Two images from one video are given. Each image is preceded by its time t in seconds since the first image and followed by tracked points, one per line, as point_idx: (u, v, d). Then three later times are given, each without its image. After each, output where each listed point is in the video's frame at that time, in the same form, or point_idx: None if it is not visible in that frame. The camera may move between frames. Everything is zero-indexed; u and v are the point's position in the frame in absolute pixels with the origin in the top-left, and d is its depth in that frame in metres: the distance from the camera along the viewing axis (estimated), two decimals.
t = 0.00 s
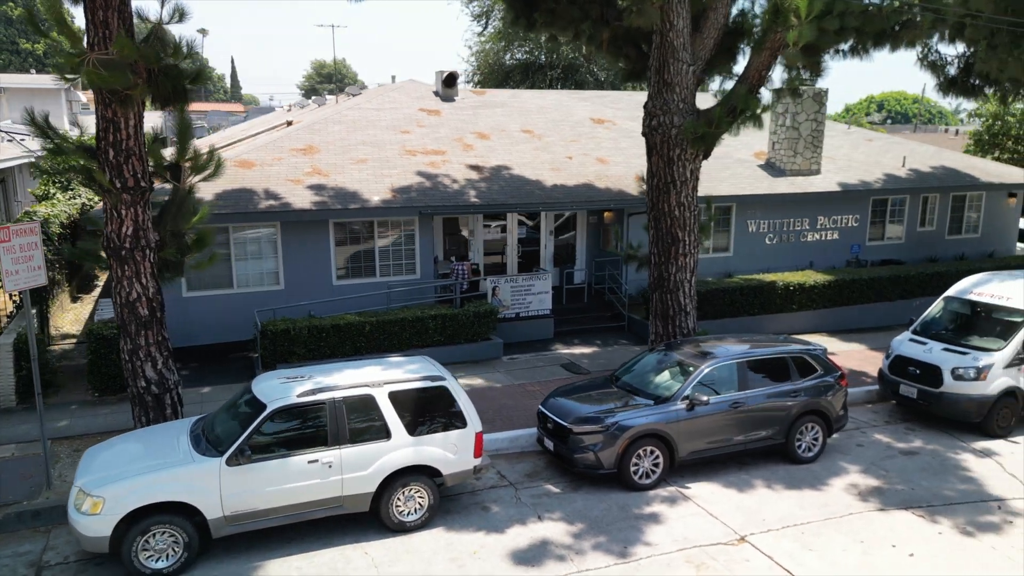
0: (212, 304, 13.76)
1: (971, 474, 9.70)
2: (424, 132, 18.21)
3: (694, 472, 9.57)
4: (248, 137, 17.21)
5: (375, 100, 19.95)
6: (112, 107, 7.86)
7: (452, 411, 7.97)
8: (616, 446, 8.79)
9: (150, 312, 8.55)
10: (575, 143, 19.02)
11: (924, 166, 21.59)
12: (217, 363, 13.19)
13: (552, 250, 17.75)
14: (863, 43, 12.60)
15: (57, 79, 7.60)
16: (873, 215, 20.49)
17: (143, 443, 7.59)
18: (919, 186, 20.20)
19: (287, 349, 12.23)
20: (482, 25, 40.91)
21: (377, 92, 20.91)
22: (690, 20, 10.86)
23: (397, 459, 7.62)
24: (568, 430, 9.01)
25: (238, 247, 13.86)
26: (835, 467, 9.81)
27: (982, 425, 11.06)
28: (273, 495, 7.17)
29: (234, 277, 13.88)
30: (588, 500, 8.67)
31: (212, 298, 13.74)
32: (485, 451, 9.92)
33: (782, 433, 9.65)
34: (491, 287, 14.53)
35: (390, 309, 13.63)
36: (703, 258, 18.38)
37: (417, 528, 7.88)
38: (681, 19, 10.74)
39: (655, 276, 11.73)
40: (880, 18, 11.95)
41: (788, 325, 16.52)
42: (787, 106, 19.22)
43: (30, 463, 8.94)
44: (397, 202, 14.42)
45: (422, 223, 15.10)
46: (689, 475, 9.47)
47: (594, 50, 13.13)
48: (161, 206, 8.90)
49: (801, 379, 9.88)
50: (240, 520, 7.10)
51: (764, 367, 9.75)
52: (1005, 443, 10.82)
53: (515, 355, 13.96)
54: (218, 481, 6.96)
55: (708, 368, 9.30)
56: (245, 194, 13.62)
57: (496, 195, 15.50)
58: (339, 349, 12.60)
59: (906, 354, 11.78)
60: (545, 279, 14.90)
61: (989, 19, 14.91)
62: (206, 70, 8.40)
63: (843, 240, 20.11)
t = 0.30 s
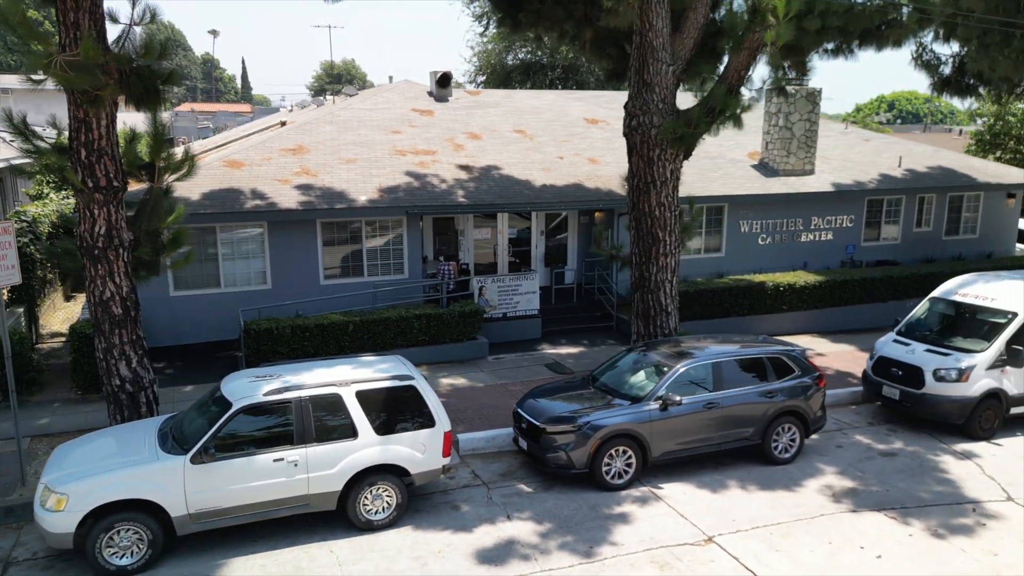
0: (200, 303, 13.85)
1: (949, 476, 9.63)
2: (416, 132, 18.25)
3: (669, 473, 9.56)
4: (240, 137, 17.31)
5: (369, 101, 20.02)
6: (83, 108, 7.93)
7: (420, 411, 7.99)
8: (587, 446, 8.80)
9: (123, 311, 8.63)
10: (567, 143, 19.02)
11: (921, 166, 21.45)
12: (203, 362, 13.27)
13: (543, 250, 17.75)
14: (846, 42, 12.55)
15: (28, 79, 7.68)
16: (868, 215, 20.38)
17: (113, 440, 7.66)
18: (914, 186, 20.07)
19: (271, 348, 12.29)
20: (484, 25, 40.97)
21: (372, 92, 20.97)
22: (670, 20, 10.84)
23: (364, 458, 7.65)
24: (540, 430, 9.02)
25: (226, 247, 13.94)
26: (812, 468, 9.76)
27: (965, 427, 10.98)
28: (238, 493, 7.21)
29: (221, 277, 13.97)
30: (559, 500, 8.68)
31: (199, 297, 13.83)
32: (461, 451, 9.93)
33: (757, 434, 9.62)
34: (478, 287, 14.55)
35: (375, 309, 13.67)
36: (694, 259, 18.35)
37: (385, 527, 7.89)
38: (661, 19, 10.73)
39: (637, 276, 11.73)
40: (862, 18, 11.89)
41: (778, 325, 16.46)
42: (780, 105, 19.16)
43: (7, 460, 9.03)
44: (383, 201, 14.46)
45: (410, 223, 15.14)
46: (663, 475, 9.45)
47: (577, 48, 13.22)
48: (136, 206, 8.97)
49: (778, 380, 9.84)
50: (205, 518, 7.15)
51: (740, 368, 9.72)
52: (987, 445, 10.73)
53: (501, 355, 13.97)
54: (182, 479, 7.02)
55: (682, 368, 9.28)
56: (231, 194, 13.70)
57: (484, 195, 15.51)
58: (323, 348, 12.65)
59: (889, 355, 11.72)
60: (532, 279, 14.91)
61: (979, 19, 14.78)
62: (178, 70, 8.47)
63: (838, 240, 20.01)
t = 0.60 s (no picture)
0: (199, 301, 14.04)
1: (937, 480, 9.48)
2: (418, 132, 18.33)
3: (650, 474, 9.52)
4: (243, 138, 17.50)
5: (373, 101, 20.14)
6: (67, 108, 8.08)
7: (395, 409, 8.02)
8: (566, 446, 8.79)
9: (109, 308, 8.78)
10: (570, 143, 19.00)
11: (931, 167, 21.14)
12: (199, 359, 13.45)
13: (543, 250, 17.75)
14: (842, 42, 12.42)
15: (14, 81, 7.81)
16: (876, 216, 20.11)
17: (93, 435, 7.80)
18: (923, 186, 19.78)
19: (264, 345, 12.41)
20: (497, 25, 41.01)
21: (377, 93, 21.10)
22: (659, 20, 10.81)
23: (338, 456, 7.71)
24: (520, 429, 9.03)
25: (224, 245, 14.12)
26: (797, 471, 9.67)
27: (958, 431, 10.80)
28: (212, 489, 7.30)
29: (220, 275, 14.14)
30: (536, 499, 8.68)
31: (198, 295, 14.01)
32: (445, 450, 9.96)
33: (741, 436, 9.55)
34: (473, 287, 14.58)
35: (370, 307, 13.75)
36: (696, 259, 18.24)
37: (359, 524, 7.94)
38: (649, 19, 10.71)
39: (627, 277, 11.69)
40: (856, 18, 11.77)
41: (779, 327, 16.31)
42: (784, 104, 18.99)
43: None
44: (380, 201, 14.55)
45: (407, 222, 15.21)
46: (645, 476, 9.42)
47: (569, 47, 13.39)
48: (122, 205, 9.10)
49: (763, 381, 9.76)
50: (179, 513, 7.25)
51: (724, 369, 9.65)
52: (980, 450, 10.55)
53: (495, 355, 13.99)
54: (155, 474, 7.13)
55: (663, 368, 9.25)
56: (229, 194, 13.88)
57: (481, 195, 15.55)
58: (316, 346, 12.75)
59: (883, 358, 11.56)
60: (528, 279, 14.92)
61: (985, 17, 14.63)
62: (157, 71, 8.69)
63: (844, 241, 19.78)
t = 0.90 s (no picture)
0: (189, 299, 14.25)
1: (910, 488, 9.27)
2: (414, 132, 18.40)
3: (616, 477, 9.44)
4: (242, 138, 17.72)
5: (373, 101, 20.25)
6: (34, 109, 8.27)
7: (350, 408, 8.06)
8: (526, 447, 8.76)
9: (78, 305, 8.95)
10: (567, 143, 18.93)
11: (940, 167, 20.69)
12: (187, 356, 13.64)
13: (538, 250, 17.70)
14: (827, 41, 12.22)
15: None
16: (881, 217, 19.74)
17: (54, 428, 7.95)
18: (929, 187, 19.36)
19: (247, 343, 12.55)
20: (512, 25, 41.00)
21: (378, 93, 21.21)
22: (635, 18, 10.73)
23: (291, 453, 7.77)
24: (482, 430, 9.02)
25: (214, 244, 14.31)
26: (766, 475, 9.54)
27: (940, 438, 10.56)
28: (164, 484, 7.40)
29: (210, 273, 14.34)
30: (495, 500, 8.67)
31: (188, 293, 14.22)
32: (413, 450, 9.98)
33: (709, 439, 9.44)
34: (461, 287, 14.60)
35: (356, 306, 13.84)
36: (692, 260, 18.07)
37: (313, 522, 7.98)
38: (625, 17, 10.63)
39: (605, 277, 11.62)
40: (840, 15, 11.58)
41: (773, 329, 16.08)
42: (785, 103, 18.71)
43: None
44: (368, 200, 14.63)
45: (397, 222, 15.27)
46: (610, 478, 9.35)
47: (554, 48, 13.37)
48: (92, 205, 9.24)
49: (733, 385, 9.63)
50: (132, 507, 7.36)
51: (692, 371, 9.54)
52: (962, 457, 10.30)
53: (480, 355, 13.99)
54: (107, 468, 7.24)
55: (629, 369, 9.17)
56: (219, 193, 14.05)
57: (471, 195, 15.54)
58: (299, 344, 12.87)
59: (865, 362, 11.35)
60: (517, 279, 14.89)
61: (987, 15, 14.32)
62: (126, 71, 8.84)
63: (847, 242, 19.44)
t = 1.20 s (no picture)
0: (174, 295, 14.53)
1: (866, 495, 9.06)
2: (407, 132, 18.51)
3: (566, 478, 9.40)
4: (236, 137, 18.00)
5: (370, 100, 20.41)
6: None
7: (289, 405, 8.15)
8: (470, 446, 8.75)
9: (38, 301, 9.19)
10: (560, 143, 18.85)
11: (945, 167, 20.18)
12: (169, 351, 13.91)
13: (527, 250, 17.67)
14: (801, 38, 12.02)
15: None
16: (882, 219, 19.31)
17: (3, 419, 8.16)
18: (932, 188, 18.88)
19: (222, 339, 12.76)
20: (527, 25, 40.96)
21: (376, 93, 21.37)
22: (598, 17, 10.70)
23: (228, 449, 7.88)
24: (428, 428, 9.04)
25: (199, 242, 14.56)
26: (719, 480, 9.40)
27: (908, 445, 10.30)
28: (101, 476, 7.56)
29: (195, 271, 14.60)
30: (437, 499, 8.69)
31: (173, 290, 14.49)
32: (369, 448, 10.05)
33: (660, 441, 9.35)
34: (441, 286, 14.63)
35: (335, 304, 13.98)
36: (684, 261, 17.88)
37: (252, 517, 8.08)
38: (587, 16, 10.60)
39: (571, 277, 11.57)
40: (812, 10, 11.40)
41: (760, 332, 15.84)
42: (781, 102, 18.42)
43: None
44: (350, 199, 14.74)
45: (381, 221, 15.37)
46: (560, 479, 9.31)
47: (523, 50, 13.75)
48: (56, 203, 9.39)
49: (687, 387, 9.51)
50: (70, 499, 7.52)
51: (644, 373, 9.46)
52: (929, 465, 10.03)
53: (456, 354, 14.02)
54: (45, 460, 7.42)
55: (577, 369, 9.13)
56: (202, 192, 14.29)
57: (454, 194, 15.57)
58: (274, 341, 13.04)
59: (835, 366, 11.13)
60: (497, 279, 14.89)
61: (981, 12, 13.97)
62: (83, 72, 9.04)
63: (846, 244, 19.06)
